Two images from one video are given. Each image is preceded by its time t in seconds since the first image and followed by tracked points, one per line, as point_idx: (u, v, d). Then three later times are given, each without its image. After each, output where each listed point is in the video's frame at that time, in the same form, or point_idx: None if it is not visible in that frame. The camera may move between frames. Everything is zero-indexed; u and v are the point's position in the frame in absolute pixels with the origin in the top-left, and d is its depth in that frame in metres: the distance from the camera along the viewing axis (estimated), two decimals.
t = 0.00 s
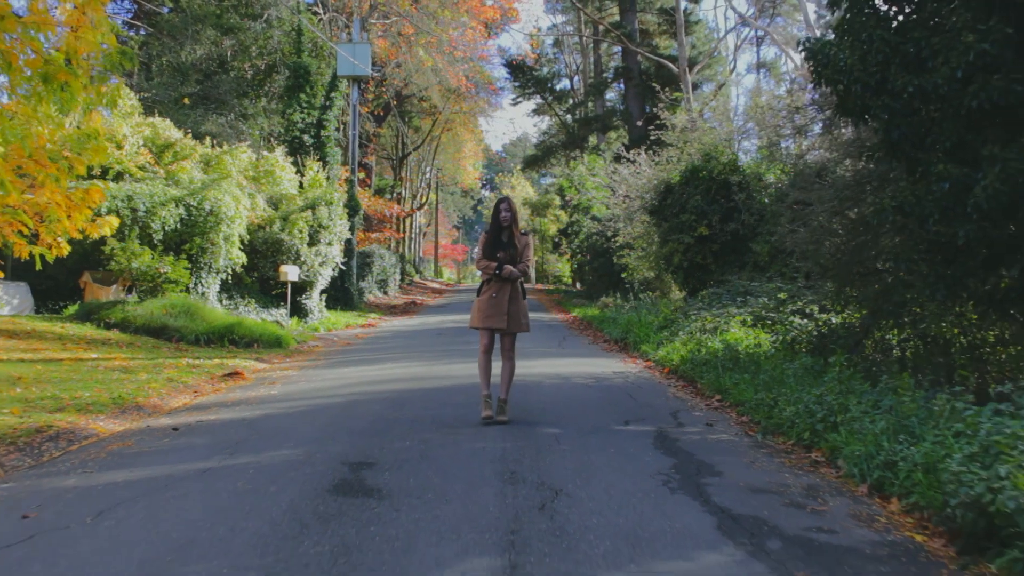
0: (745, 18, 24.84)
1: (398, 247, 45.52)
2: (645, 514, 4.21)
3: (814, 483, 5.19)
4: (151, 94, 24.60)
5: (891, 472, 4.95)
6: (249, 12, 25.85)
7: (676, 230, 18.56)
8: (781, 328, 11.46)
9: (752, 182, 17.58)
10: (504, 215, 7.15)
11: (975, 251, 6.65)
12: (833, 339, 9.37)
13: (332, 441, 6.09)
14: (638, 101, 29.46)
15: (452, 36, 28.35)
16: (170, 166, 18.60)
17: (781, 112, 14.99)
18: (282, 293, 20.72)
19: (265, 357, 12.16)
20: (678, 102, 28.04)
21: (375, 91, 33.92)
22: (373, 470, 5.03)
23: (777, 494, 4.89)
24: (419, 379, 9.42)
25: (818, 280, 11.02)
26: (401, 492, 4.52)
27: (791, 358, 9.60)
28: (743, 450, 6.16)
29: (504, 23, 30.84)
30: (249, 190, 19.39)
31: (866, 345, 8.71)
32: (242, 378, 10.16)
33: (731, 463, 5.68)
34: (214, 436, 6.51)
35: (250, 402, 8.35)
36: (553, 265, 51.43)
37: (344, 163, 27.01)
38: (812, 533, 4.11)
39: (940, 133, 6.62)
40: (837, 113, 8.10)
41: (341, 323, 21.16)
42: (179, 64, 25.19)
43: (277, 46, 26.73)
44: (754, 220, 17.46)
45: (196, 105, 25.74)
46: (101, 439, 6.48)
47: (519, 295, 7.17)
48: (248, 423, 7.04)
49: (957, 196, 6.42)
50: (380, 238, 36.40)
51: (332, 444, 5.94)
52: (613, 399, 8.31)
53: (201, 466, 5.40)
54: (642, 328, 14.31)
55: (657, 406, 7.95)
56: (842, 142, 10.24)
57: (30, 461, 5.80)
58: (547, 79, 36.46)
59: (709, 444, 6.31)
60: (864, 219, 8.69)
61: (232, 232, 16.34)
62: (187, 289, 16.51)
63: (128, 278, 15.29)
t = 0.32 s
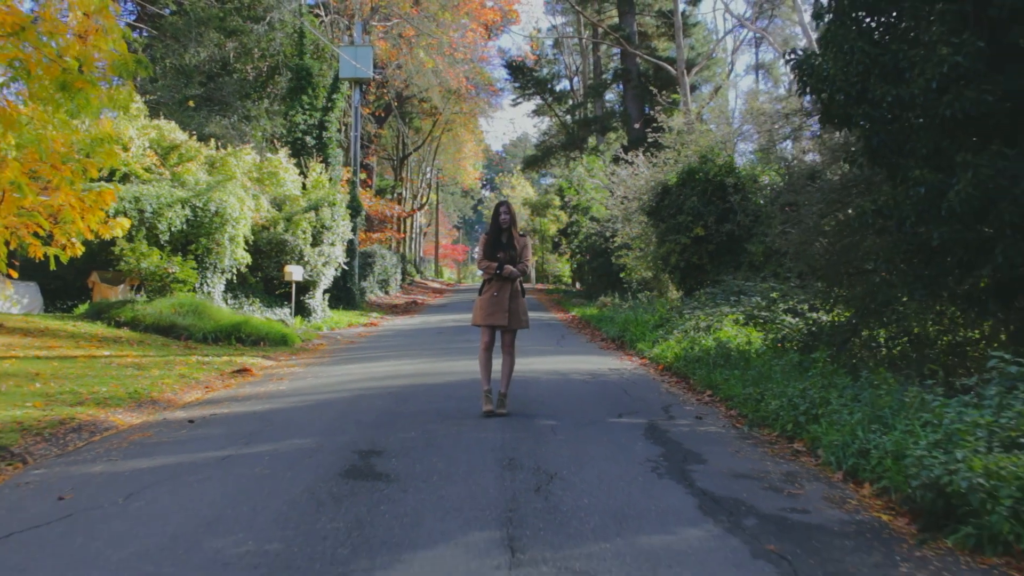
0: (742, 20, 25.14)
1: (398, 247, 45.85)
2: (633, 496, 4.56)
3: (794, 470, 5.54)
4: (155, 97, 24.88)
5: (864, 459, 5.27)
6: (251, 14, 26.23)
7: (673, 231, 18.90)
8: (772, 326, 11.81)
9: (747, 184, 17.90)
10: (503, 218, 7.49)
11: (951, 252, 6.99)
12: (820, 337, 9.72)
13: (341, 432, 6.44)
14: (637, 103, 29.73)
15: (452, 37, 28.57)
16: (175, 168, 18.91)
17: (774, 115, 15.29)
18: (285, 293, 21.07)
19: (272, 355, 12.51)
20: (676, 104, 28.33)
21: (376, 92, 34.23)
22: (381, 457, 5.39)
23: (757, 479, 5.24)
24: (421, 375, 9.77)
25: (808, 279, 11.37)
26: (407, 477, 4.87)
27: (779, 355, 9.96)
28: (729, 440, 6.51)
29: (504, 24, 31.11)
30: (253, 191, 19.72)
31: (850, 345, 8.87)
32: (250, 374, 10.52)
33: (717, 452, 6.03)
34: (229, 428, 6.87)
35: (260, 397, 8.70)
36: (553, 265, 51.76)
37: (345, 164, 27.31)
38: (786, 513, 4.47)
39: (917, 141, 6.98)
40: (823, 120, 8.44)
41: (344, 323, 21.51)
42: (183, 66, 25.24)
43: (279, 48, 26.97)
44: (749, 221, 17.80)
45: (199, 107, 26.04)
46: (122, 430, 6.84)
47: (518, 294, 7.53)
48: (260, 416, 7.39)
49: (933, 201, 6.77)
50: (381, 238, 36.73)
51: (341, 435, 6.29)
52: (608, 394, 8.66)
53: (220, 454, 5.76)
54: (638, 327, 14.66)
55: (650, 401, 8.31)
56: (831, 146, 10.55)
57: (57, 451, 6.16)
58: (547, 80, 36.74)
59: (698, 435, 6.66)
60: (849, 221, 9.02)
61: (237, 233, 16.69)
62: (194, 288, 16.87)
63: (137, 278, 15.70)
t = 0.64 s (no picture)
0: (738, 22, 25.49)
1: (399, 247, 46.23)
2: (623, 480, 4.91)
3: (775, 458, 5.91)
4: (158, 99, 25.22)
5: (839, 447, 5.62)
6: (253, 16, 26.36)
7: (670, 231, 19.26)
8: (763, 324, 12.19)
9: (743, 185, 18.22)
10: (503, 219, 7.83)
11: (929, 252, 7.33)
12: (808, 333, 10.09)
13: (349, 423, 6.80)
14: (636, 104, 30.03)
15: (452, 39, 28.87)
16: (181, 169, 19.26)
17: (768, 117, 15.60)
18: (289, 293, 21.45)
19: (278, 353, 12.89)
20: (674, 106, 28.69)
21: (377, 93, 34.61)
22: (388, 445, 5.75)
23: (741, 465, 5.60)
24: (425, 371, 10.14)
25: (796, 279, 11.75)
26: (413, 462, 5.23)
27: (769, 350, 10.34)
28: (717, 431, 6.88)
29: (504, 26, 31.44)
30: (257, 193, 20.09)
31: (839, 342, 9.27)
32: (258, 371, 10.89)
33: (704, 441, 6.40)
34: (242, 420, 7.24)
35: (270, 392, 9.08)
36: (553, 264, 52.17)
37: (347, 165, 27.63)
38: (764, 495, 4.83)
39: (896, 147, 7.34)
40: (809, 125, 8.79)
41: (347, 322, 21.90)
42: (186, 69, 25.55)
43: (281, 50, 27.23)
44: (745, 221, 18.14)
45: (202, 108, 26.39)
46: (140, 422, 7.21)
47: (517, 292, 7.88)
48: (271, 409, 7.74)
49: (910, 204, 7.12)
50: (383, 238, 37.06)
51: (348, 426, 6.65)
52: (603, 388, 9.04)
53: (236, 443, 6.12)
54: (635, 325, 15.03)
55: (642, 395, 8.68)
56: (821, 148, 10.89)
57: (81, 441, 6.52)
58: (546, 81, 37.06)
59: (687, 426, 7.03)
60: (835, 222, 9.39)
61: (242, 234, 17.05)
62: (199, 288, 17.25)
63: (145, 278, 16.07)
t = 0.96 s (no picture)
0: (736, 24, 25.80)
1: (400, 246, 46.59)
2: (613, 465, 5.28)
3: (758, 447, 6.27)
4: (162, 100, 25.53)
5: (818, 437, 5.98)
6: (256, 18, 26.58)
7: (667, 232, 19.62)
8: (755, 322, 12.55)
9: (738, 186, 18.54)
10: (502, 222, 8.18)
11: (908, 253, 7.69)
12: (796, 331, 10.45)
13: (356, 415, 7.17)
14: (634, 104, 30.35)
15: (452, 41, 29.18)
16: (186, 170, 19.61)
17: (763, 119, 15.92)
18: (292, 291, 21.81)
19: (284, 350, 13.26)
20: (671, 107, 29.03)
21: (378, 93, 34.91)
22: (394, 435, 6.12)
23: (725, 453, 5.96)
24: (428, 367, 10.50)
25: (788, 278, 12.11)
26: (418, 450, 5.60)
27: (759, 347, 10.71)
28: (705, 422, 7.25)
29: (504, 27, 31.70)
30: (261, 194, 20.43)
31: (825, 339, 9.63)
32: (265, 367, 11.26)
33: (693, 432, 6.76)
34: (254, 413, 7.61)
35: (278, 387, 9.43)
36: (553, 264, 52.54)
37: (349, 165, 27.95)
38: (745, 479, 5.20)
39: (877, 152, 7.71)
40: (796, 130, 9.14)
41: (349, 320, 22.27)
42: (190, 70, 25.86)
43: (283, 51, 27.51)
44: (740, 221, 18.49)
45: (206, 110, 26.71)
46: (157, 414, 7.59)
47: (515, 291, 8.24)
48: (280, 403, 8.10)
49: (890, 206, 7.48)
50: (384, 237, 37.42)
51: (355, 417, 7.01)
52: (598, 383, 9.41)
53: (250, 433, 6.50)
54: (632, 323, 15.40)
55: (636, 390, 9.05)
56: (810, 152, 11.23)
57: (103, 432, 6.90)
58: (546, 81, 37.39)
59: (677, 419, 7.40)
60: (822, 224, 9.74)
61: (246, 234, 17.39)
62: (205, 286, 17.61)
63: (153, 277, 16.47)
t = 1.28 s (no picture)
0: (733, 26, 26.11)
1: (400, 245, 46.94)
2: (605, 452, 5.66)
3: (743, 436, 6.66)
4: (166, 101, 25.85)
5: (798, 427, 6.36)
6: (258, 20, 26.93)
7: (663, 232, 19.98)
8: (746, 319, 12.93)
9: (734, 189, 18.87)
10: (498, 226, 8.56)
11: (890, 253, 8.06)
12: (785, 327, 10.83)
13: (363, 407, 7.54)
14: (633, 105, 30.68)
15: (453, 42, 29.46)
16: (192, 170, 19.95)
17: (757, 121, 16.23)
18: (295, 291, 22.18)
19: (290, 348, 13.64)
20: (669, 108, 29.39)
21: (379, 94, 35.23)
22: (399, 425, 6.49)
23: (711, 442, 6.34)
24: (430, 364, 10.83)
25: (777, 278, 12.48)
26: (422, 438, 5.97)
27: (750, 344, 11.07)
28: (695, 415, 7.63)
29: (504, 28, 32.05)
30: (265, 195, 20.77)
31: (814, 337, 10.00)
32: (272, 363, 11.63)
33: (682, 423, 7.14)
34: (265, 405, 7.99)
35: (286, 382, 9.81)
36: (553, 263, 52.92)
37: (350, 165, 28.29)
38: (728, 465, 5.58)
39: (859, 157, 8.08)
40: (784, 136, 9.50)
41: (351, 318, 22.65)
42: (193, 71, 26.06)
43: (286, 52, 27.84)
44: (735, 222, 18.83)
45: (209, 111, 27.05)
46: (172, 407, 7.97)
47: (512, 291, 8.60)
48: (290, 397, 8.47)
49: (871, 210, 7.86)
50: (385, 236, 37.77)
51: (362, 410, 7.38)
52: (594, 378, 9.78)
53: (263, 424, 6.87)
54: (628, 321, 15.77)
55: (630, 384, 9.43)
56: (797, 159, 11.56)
57: (122, 423, 7.27)
58: (546, 81, 37.75)
59: (668, 411, 7.78)
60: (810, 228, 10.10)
61: (251, 234, 17.74)
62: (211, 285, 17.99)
63: (161, 276, 16.84)
